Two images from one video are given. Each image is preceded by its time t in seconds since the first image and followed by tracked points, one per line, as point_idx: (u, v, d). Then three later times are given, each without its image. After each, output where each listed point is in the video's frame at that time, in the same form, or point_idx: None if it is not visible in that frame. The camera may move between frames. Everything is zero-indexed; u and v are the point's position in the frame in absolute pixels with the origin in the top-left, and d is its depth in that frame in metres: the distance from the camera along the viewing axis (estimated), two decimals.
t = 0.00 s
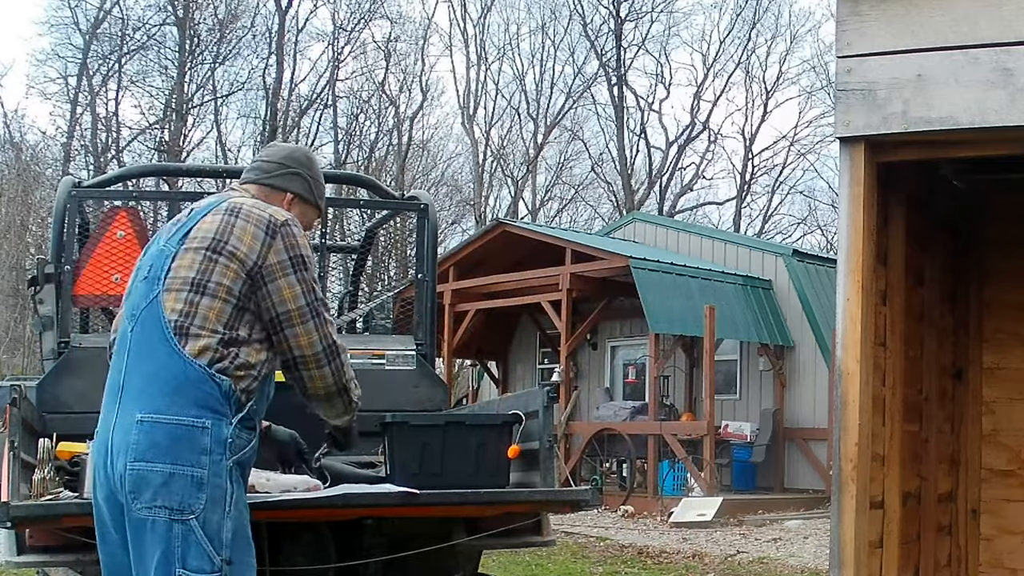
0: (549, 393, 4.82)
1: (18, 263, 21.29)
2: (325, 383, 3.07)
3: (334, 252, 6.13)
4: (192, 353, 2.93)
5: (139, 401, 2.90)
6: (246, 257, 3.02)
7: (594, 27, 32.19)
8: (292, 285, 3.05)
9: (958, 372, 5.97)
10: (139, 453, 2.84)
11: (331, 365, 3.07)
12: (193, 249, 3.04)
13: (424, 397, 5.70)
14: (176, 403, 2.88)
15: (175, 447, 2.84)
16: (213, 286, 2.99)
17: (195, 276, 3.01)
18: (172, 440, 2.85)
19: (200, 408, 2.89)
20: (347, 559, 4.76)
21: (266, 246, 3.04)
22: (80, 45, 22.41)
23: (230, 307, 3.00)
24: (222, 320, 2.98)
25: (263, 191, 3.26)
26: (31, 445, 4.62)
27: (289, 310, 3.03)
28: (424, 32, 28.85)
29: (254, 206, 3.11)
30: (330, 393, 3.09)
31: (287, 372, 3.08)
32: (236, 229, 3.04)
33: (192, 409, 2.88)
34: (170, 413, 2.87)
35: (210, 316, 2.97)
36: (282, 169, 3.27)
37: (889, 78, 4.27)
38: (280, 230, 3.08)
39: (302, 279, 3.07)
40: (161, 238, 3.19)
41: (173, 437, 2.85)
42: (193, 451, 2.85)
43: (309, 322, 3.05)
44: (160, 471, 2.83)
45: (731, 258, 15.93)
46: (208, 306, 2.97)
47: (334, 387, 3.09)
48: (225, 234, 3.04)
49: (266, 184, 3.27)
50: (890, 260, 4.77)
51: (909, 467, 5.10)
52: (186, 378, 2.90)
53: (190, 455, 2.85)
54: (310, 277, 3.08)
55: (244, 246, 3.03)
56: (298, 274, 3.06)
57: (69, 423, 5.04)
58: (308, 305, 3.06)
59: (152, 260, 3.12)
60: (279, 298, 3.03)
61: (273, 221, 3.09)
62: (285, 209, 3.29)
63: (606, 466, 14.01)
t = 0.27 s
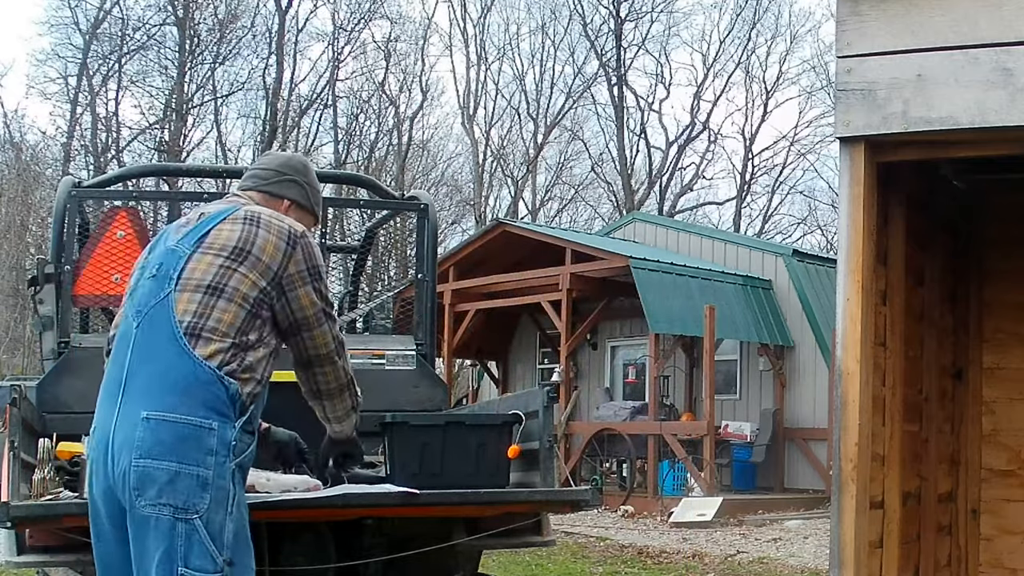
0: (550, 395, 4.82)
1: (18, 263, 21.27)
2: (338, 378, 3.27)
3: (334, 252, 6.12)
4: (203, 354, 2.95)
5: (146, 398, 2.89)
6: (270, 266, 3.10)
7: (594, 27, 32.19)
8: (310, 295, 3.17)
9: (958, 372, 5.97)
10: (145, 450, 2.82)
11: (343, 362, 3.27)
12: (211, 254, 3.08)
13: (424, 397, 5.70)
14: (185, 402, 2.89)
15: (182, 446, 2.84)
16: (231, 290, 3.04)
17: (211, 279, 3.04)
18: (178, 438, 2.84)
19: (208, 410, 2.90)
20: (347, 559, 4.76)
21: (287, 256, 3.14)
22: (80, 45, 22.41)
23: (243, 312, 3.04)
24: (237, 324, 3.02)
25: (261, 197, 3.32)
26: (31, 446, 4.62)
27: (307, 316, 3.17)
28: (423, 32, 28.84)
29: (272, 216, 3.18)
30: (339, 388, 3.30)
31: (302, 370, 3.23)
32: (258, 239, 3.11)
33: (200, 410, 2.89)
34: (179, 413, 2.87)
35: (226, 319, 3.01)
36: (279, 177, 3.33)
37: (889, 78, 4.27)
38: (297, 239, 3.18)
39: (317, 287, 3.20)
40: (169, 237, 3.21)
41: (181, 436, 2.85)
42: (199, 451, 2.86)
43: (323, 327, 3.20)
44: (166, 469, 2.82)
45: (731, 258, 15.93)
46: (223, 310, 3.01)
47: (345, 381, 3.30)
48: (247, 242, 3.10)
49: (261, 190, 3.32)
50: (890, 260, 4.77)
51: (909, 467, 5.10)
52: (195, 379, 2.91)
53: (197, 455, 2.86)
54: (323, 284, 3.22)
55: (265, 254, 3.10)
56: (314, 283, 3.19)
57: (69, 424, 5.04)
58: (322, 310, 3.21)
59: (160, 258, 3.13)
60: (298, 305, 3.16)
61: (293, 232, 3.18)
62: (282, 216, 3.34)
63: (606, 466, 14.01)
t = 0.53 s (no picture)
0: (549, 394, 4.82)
1: (18, 263, 21.26)
2: (337, 383, 3.31)
3: (334, 252, 6.11)
4: (209, 354, 2.95)
5: (152, 395, 2.89)
6: (273, 269, 3.12)
7: (594, 27, 32.19)
8: (311, 299, 3.20)
9: (958, 372, 5.97)
10: (151, 447, 2.82)
11: (343, 367, 3.30)
12: (216, 256, 3.09)
13: (424, 397, 5.71)
14: (191, 400, 2.89)
15: (188, 444, 2.84)
16: (236, 292, 3.04)
17: (216, 281, 3.04)
18: (185, 436, 2.84)
19: (214, 408, 2.90)
20: (348, 559, 4.75)
21: (291, 260, 3.16)
22: (80, 45, 22.42)
23: (248, 314, 3.05)
24: (241, 325, 3.02)
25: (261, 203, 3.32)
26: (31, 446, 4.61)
27: (308, 320, 3.20)
28: (424, 32, 28.83)
29: (276, 221, 3.20)
30: (338, 393, 3.33)
31: (300, 374, 3.27)
32: (262, 243, 3.13)
33: (205, 409, 2.89)
34: (185, 410, 2.86)
35: (231, 320, 3.02)
36: (278, 183, 3.34)
37: (889, 78, 4.27)
38: (299, 245, 3.20)
39: (318, 293, 3.23)
40: (172, 239, 3.21)
41: (187, 433, 2.84)
42: (206, 449, 2.86)
43: (324, 331, 3.23)
44: (172, 466, 2.81)
45: (731, 258, 15.93)
46: (229, 311, 3.01)
47: (345, 386, 3.34)
48: (252, 246, 3.11)
49: (261, 195, 3.33)
50: (890, 260, 4.77)
51: (909, 467, 5.10)
52: (201, 378, 2.91)
53: (203, 453, 2.85)
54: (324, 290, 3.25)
55: (269, 258, 3.12)
56: (315, 288, 3.22)
57: (69, 424, 5.04)
58: (323, 315, 3.24)
59: (164, 259, 3.13)
60: (300, 308, 3.18)
61: (296, 238, 3.20)
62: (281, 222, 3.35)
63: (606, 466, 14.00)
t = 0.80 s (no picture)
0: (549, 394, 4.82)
1: (18, 263, 21.26)
2: (338, 385, 3.32)
3: (334, 252, 6.10)
4: (213, 354, 2.95)
5: (154, 394, 2.88)
6: (276, 269, 3.12)
7: (594, 27, 32.18)
8: (313, 301, 3.21)
9: (958, 372, 5.97)
10: (155, 446, 2.82)
11: (344, 368, 3.32)
12: (218, 257, 3.08)
13: (424, 398, 5.71)
14: (195, 400, 2.88)
15: (192, 442, 2.84)
16: (239, 292, 3.04)
17: (219, 281, 3.05)
18: (189, 435, 2.84)
19: (216, 407, 2.90)
20: (348, 559, 4.75)
21: (292, 262, 3.17)
22: (80, 45, 22.42)
23: (250, 315, 3.05)
24: (243, 327, 3.03)
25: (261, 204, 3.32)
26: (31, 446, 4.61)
27: (311, 320, 3.21)
28: (423, 32, 28.84)
29: (278, 223, 3.21)
30: (339, 394, 3.35)
31: (302, 375, 3.28)
32: (265, 244, 3.13)
33: (209, 408, 2.89)
34: (188, 409, 2.86)
35: (234, 321, 3.02)
36: (277, 185, 3.35)
37: (889, 78, 4.27)
38: (301, 247, 3.20)
39: (319, 295, 3.24)
40: (174, 239, 3.21)
41: (191, 432, 2.84)
42: (210, 448, 2.86)
43: (326, 333, 3.25)
44: (176, 466, 2.81)
45: (731, 258, 15.92)
46: (231, 312, 3.02)
47: (345, 387, 3.36)
48: (255, 248, 3.11)
49: (261, 197, 3.33)
50: (890, 260, 4.77)
51: (908, 468, 5.10)
52: (205, 377, 2.91)
53: (207, 452, 2.86)
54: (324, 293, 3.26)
55: (272, 260, 3.12)
56: (316, 289, 3.23)
57: (69, 424, 5.04)
58: (325, 316, 3.26)
59: (166, 259, 3.13)
60: (302, 309, 3.19)
61: (297, 239, 3.21)
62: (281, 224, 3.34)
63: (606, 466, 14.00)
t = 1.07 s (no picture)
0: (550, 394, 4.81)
1: (18, 263, 21.25)
2: (344, 385, 3.33)
3: (334, 252, 6.10)
4: (216, 353, 2.96)
5: (158, 393, 2.88)
6: (278, 269, 3.12)
7: (594, 27, 32.18)
8: (316, 301, 3.21)
9: (958, 372, 5.98)
10: (158, 445, 2.82)
11: (349, 369, 3.32)
12: (221, 258, 3.08)
13: (424, 397, 5.71)
14: (198, 399, 2.88)
15: (195, 441, 2.84)
16: (242, 292, 3.05)
17: (222, 281, 3.05)
18: (192, 433, 2.84)
19: (220, 407, 2.90)
20: (348, 558, 4.75)
21: (295, 262, 3.17)
22: (80, 45, 22.41)
23: (253, 314, 3.05)
24: (246, 327, 3.03)
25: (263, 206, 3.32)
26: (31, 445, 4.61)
27: (315, 321, 3.21)
28: (423, 32, 28.84)
29: (280, 224, 3.21)
30: (346, 394, 3.35)
31: (308, 376, 3.29)
32: (268, 245, 3.13)
33: (212, 407, 2.89)
34: (191, 408, 2.86)
35: (238, 320, 3.02)
36: (278, 187, 3.35)
37: (889, 78, 4.27)
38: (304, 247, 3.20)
39: (323, 295, 3.24)
40: (176, 240, 3.21)
41: (194, 431, 2.84)
42: (213, 446, 2.86)
43: (331, 333, 3.24)
44: (179, 464, 2.81)
45: (731, 258, 15.93)
46: (235, 312, 3.02)
47: (351, 388, 3.36)
48: (257, 248, 3.11)
49: (262, 199, 3.33)
50: (890, 260, 4.77)
51: (908, 467, 5.10)
52: (208, 376, 2.91)
53: (210, 451, 2.86)
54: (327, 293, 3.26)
55: (274, 260, 3.12)
56: (319, 289, 3.23)
57: (69, 424, 5.04)
58: (329, 315, 3.25)
59: (169, 259, 3.12)
60: (305, 310, 3.19)
61: (299, 240, 3.20)
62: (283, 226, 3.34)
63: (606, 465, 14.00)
